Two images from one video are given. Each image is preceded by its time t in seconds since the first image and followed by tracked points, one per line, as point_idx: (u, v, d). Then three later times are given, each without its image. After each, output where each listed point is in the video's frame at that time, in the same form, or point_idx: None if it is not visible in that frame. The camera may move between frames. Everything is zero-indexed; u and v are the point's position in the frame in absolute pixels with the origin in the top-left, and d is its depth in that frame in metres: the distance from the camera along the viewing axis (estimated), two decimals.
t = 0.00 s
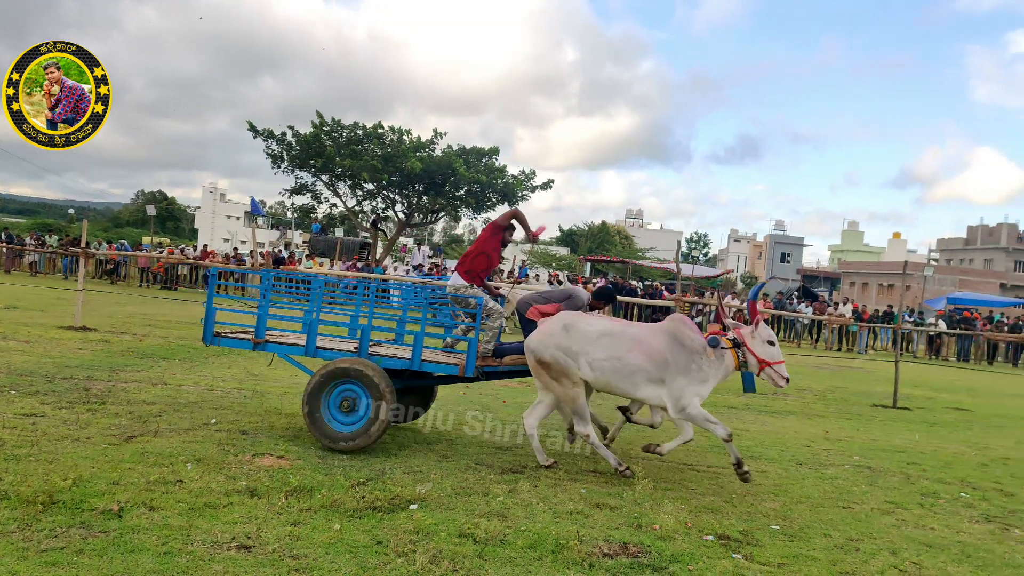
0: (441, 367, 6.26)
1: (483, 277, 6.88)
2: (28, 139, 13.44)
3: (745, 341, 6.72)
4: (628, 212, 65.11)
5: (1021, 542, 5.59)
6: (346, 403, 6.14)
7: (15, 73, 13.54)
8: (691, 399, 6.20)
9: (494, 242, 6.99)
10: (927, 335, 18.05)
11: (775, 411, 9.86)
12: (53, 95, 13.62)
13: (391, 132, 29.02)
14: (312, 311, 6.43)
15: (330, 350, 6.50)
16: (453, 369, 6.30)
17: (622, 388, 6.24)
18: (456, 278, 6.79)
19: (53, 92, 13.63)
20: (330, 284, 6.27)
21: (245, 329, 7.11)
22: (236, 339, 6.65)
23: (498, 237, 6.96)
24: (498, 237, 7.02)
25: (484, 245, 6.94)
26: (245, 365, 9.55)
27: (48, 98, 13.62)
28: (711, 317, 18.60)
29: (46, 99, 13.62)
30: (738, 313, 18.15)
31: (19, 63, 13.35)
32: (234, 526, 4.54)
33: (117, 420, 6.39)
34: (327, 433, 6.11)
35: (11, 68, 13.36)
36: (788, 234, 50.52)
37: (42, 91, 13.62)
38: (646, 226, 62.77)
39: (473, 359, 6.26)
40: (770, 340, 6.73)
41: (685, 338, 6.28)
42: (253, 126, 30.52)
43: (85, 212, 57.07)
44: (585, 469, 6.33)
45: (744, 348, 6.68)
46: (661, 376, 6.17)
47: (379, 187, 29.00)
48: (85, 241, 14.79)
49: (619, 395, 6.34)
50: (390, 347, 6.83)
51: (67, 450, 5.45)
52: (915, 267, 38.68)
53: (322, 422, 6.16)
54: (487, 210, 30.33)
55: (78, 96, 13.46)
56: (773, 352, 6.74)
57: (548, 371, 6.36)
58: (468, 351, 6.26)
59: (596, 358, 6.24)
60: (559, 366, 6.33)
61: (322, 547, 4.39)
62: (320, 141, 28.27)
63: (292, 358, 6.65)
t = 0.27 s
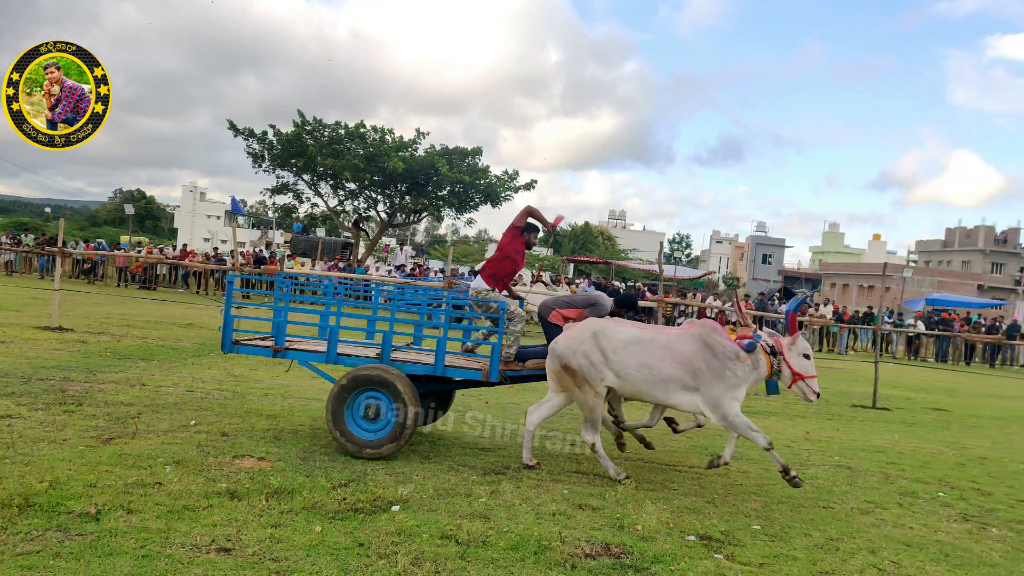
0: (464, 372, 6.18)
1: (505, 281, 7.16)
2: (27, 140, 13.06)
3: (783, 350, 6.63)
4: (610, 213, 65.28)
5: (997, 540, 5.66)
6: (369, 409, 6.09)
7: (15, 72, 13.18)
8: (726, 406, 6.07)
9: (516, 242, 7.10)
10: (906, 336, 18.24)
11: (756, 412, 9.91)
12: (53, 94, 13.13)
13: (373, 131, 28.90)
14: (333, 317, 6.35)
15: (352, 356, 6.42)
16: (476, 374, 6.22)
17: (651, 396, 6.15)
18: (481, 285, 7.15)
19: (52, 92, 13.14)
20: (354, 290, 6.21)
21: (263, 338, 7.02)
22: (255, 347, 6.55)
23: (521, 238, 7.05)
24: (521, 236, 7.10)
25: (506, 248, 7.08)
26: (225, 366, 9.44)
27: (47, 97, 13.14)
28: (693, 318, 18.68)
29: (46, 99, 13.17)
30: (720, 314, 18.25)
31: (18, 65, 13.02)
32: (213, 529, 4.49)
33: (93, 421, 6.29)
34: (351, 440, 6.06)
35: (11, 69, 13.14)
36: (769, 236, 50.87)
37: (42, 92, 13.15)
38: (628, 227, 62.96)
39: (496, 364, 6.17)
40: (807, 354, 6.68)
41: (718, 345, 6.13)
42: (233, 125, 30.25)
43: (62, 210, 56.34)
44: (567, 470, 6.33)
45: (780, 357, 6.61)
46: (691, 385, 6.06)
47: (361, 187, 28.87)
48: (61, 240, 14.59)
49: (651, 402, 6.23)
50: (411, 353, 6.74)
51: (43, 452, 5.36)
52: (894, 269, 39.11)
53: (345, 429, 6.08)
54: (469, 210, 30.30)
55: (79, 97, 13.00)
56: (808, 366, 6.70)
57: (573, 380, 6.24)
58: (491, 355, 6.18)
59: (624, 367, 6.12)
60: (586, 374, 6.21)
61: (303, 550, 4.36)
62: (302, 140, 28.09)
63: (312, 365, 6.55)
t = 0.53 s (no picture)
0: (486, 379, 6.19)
1: (524, 284, 7.21)
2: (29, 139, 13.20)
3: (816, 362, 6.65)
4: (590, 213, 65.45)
5: (971, 538, 5.73)
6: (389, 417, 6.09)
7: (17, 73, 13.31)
8: (754, 412, 6.10)
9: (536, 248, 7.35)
10: (882, 336, 18.44)
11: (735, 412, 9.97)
12: (53, 95, 13.27)
13: (353, 130, 28.76)
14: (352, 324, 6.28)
15: (371, 363, 6.37)
16: (498, 381, 6.23)
17: (678, 402, 6.16)
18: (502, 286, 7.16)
19: (53, 92, 13.28)
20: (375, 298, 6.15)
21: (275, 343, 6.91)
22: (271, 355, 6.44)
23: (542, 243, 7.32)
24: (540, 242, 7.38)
25: (527, 253, 7.31)
26: (202, 366, 9.35)
27: (48, 97, 13.26)
28: (673, 318, 18.76)
29: (46, 99, 13.29)
30: (699, 314, 18.35)
31: (20, 64, 13.15)
32: (190, 531, 4.44)
33: (66, 422, 6.19)
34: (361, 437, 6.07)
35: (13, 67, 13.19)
36: (748, 237, 51.24)
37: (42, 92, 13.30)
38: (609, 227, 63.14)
39: (518, 370, 6.20)
40: (838, 368, 6.71)
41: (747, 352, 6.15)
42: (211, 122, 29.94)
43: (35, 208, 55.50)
44: (548, 470, 6.33)
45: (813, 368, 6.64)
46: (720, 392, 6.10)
47: (341, 185, 28.73)
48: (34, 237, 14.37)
49: (678, 407, 6.23)
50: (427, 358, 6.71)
51: (14, 453, 5.27)
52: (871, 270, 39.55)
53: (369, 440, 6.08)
54: (450, 209, 30.24)
55: (78, 96, 13.18)
56: (837, 382, 6.68)
57: (599, 386, 6.17)
58: (512, 362, 6.19)
59: (653, 374, 6.09)
60: (614, 381, 6.15)
61: (280, 551, 4.32)
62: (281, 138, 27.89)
63: (330, 372, 6.47)
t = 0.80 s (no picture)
0: (508, 385, 6.18)
1: (545, 293, 7.19)
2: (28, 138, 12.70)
3: (847, 376, 6.62)
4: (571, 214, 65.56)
5: (945, 537, 5.81)
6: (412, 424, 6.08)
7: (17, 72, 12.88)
8: (780, 421, 6.05)
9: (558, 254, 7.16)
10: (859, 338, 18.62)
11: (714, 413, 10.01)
12: (53, 95, 12.81)
13: (332, 129, 28.59)
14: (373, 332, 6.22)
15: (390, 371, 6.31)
16: (521, 388, 6.21)
17: (702, 409, 6.15)
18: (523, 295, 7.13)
19: (52, 93, 12.82)
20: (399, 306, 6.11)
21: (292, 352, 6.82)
22: (290, 363, 6.36)
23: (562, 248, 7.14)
24: (562, 248, 7.17)
25: (547, 263, 7.13)
26: (178, 368, 9.23)
27: (47, 98, 12.81)
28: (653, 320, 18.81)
29: (46, 99, 12.80)
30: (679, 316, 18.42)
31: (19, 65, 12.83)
32: (165, 535, 4.39)
33: (38, 426, 6.08)
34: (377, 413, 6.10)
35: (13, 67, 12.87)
36: (728, 238, 51.55)
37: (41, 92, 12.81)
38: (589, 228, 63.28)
39: (539, 376, 6.20)
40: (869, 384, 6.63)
41: (775, 360, 6.13)
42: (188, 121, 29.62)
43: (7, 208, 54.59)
44: (528, 471, 6.33)
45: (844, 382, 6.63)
46: (745, 400, 6.07)
47: (320, 185, 28.55)
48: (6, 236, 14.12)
49: (702, 414, 6.21)
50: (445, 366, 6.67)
51: None
52: (848, 272, 39.92)
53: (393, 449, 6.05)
54: (430, 210, 30.15)
55: (79, 97, 12.71)
56: (866, 398, 6.61)
57: (621, 391, 6.18)
58: (534, 369, 6.19)
59: (678, 381, 6.08)
60: (636, 386, 6.16)
61: (257, 555, 4.28)
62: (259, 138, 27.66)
63: (350, 380, 6.40)
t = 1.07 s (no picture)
0: (532, 387, 6.22)
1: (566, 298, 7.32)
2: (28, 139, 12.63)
3: (873, 386, 6.65)
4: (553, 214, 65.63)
5: (922, 534, 5.87)
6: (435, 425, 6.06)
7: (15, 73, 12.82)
8: (800, 430, 6.06)
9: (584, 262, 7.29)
10: (838, 337, 18.79)
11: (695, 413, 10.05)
12: (53, 95, 12.85)
13: (313, 128, 28.42)
14: (397, 333, 6.25)
15: (413, 372, 6.33)
16: (544, 389, 6.25)
17: (726, 413, 6.15)
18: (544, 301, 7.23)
19: (52, 92, 12.88)
20: (424, 308, 6.15)
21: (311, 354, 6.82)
22: (312, 364, 6.36)
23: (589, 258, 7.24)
24: (586, 257, 7.23)
25: (569, 271, 7.26)
26: (155, 368, 9.12)
27: (47, 98, 12.83)
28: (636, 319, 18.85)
29: (45, 99, 12.84)
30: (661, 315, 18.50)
31: (20, 65, 12.79)
32: (142, 537, 4.33)
33: (10, 426, 5.98)
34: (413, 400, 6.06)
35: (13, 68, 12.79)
36: (709, 238, 51.84)
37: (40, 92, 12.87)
38: (571, 228, 63.38)
39: (563, 378, 6.24)
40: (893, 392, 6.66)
41: (803, 369, 6.14)
42: (167, 119, 29.29)
43: None
44: (509, 471, 6.32)
45: (871, 393, 6.66)
46: (770, 406, 6.06)
47: (300, 184, 28.37)
48: None
49: (725, 418, 6.21)
50: (466, 367, 6.69)
51: None
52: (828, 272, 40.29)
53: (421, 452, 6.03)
54: (411, 209, 30.08)
55: (78, 96, 12.80)
56: (892, 407, 6.64)
57: (646, 392, 6.17)
58: (557, 371, 6.24)
59: (704, 384, 6.09)
60: (660, 386, 6.16)
61: (235, 557, 4.24)
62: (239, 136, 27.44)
63: (372, 381, 6.40)
